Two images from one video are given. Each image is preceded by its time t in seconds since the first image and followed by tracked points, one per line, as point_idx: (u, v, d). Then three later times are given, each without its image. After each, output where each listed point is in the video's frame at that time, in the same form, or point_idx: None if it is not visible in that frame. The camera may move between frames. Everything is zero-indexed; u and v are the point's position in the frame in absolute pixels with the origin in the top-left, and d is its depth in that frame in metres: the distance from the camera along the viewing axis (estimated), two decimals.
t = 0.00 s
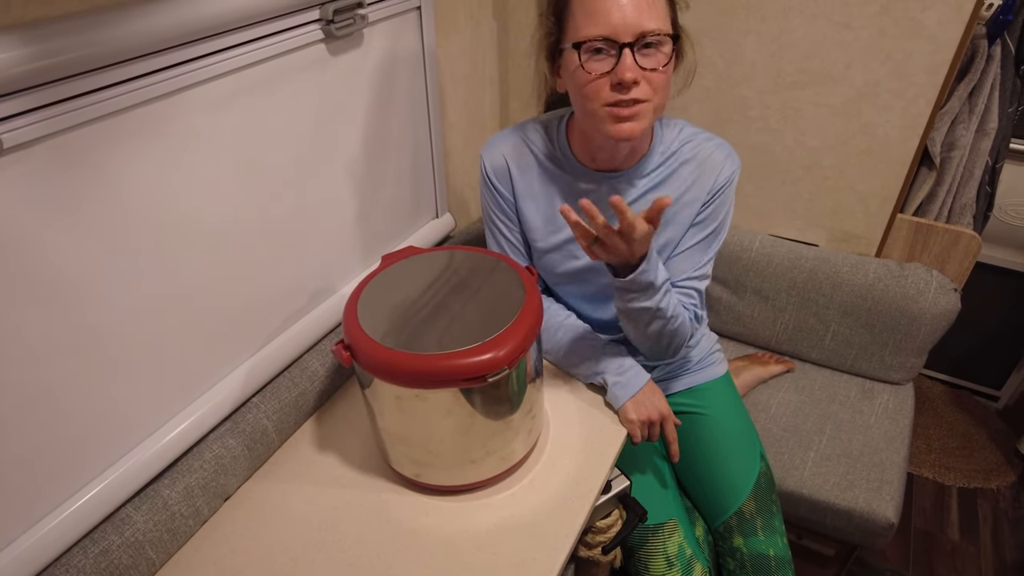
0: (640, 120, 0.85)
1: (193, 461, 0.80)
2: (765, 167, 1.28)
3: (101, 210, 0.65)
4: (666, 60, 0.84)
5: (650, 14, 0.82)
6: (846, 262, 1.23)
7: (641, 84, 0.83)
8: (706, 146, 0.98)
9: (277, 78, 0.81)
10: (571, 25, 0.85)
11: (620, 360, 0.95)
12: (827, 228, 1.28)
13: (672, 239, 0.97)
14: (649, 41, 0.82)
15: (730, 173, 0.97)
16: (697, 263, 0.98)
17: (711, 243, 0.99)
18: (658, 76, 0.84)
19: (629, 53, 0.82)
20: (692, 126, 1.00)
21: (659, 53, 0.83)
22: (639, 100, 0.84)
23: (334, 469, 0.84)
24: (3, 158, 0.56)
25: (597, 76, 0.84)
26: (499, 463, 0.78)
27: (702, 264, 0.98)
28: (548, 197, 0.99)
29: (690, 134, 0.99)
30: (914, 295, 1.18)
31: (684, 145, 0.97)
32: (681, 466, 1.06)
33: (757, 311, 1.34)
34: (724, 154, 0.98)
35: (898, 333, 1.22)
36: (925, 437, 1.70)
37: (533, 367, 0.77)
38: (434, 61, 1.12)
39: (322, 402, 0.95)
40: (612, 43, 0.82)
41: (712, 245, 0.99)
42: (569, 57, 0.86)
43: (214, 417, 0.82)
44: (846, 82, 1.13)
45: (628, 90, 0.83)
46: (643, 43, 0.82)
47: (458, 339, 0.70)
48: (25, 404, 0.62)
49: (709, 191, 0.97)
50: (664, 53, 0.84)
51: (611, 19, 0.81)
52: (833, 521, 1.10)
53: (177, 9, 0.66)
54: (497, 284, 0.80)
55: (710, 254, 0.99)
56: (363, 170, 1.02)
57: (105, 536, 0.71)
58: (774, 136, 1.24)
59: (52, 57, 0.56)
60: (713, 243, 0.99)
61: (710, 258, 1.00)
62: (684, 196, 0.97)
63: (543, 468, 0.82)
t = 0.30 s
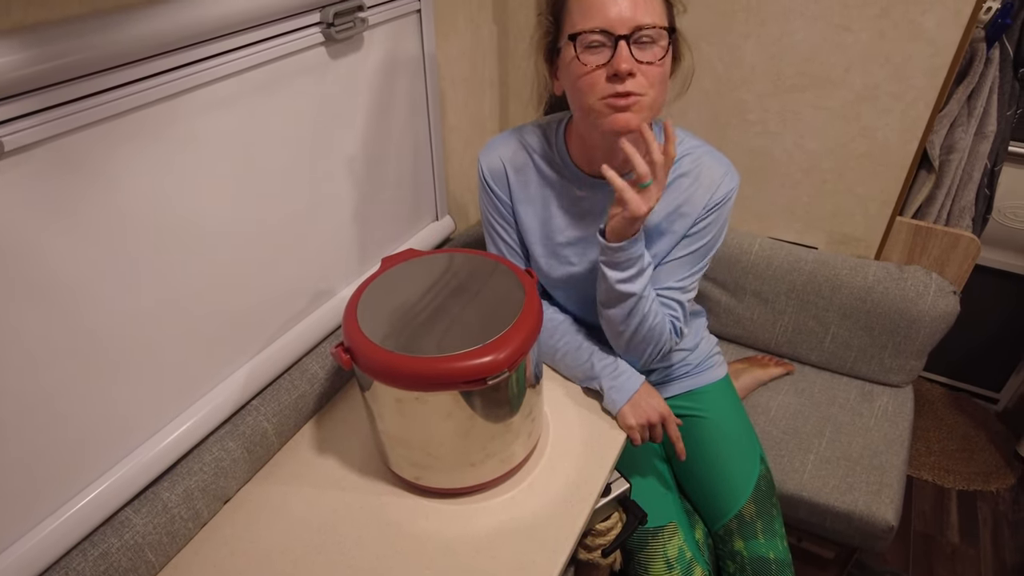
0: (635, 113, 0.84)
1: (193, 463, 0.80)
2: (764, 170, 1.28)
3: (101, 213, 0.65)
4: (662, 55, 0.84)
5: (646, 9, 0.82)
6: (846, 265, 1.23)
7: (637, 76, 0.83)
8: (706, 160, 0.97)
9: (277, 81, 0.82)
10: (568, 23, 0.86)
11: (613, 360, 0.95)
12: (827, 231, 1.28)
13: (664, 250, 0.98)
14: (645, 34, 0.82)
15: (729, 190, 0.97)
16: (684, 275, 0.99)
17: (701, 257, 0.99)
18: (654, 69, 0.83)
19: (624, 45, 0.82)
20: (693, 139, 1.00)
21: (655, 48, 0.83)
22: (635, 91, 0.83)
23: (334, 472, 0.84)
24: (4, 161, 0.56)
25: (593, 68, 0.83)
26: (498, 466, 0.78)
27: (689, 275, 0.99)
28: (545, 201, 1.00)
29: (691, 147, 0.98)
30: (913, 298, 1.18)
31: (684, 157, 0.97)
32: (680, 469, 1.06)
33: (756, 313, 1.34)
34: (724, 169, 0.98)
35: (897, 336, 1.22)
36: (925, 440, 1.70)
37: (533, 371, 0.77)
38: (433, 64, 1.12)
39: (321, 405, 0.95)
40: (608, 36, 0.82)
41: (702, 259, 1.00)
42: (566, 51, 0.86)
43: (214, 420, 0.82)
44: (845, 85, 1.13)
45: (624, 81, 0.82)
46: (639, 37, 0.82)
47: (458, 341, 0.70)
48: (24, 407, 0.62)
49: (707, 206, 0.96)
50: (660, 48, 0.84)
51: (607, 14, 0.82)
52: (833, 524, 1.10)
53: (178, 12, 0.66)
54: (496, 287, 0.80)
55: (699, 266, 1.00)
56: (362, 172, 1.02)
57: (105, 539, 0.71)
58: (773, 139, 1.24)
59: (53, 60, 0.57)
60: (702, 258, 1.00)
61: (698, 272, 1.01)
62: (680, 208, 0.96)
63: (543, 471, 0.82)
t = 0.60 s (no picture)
0: (632, 127, 0.85)
1: (193, 467, 0.80)
2: (763, 173, 1.28)
3: (102, 217, 0.65)
4: (661, 67, 0.84)
5: (646, 21, 0.82)
6: (844, 268, 1.24)
7: (635, 90, 0.83)
8: (705, 168, 0.97)
9: (278, 85, 0.82)
10: (568, 30, 0.86)
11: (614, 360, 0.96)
12: (826, 234, 1.28)
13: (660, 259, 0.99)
14: (644, 46, 0.82)
15: (727, 200, 0.96)
16: (685, 283, 1.00)
17: (702, 266, 1.00)
18: (653, 82, 0.84)
19: (623, 57, 0.82)
20: (690, 146, 1.00)
21: (654, 60, 0.84)
22: (633, 105, 0.83)
23: (334, 476, 0.84)
24: (6, 165, 0.57)
25: (590, 80, 0.84)
26: (498, 470, 0.78)
27: (690, 284, 1.00)
28: (544, 207, 1.00)
29: (689, 154, 0.98)
30: (912, 301, 1.18)
31: (682, 165, 0.96)
32: (679, 473, 1.06)
33: (755, 317, 1.35)
34: (722, 178, 0.97)
35: (896, 339, 1.22)
36: (924, 443, 1.71)
37: (533, 374, 0.77)
38: (433, 68, 1.12)
39: (321, 408, 0.95)
40: (607, 48, 0.83)
41: (704, 267, 1.00)
42: (564, 60, 0.86)
43: (214, 423, 0.82)
44: (844, 90, 1.14)
45: (622, 94, 0.83)
46: (638, 50, 0.83)
47: (458, 345, 0.70)
48: (25, 411, 0.62)
49: (704, 216, 0.96)
50: (660, 60, 0.84)
51: (606, 24, 0.82)
52: (832, 528, 1.10)
53: (179, 17, 0.66)
54: (496, 291, 0.80)
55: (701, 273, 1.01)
56: (362, 176, 1.02)
57: (105, 542, 0.71)
58: (772, 143, 1.24)
59: (55, 66, 0.57)
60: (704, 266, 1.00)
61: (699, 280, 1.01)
62: (678, 218, 0.97)
63: (542, 475, 0.82)
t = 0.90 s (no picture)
0: (627, 128, 0.85)
1: (191, 470, 0.80)
2: (762, 176, 1.28)
3: (101, 221, 0.65)
4: (656, 70, 0.85)
5: (643, 24, 0.83)
6: (842, 272, 1.24)
7: (630, 92, 0.83)
8: (700, 175, 0.96)
9: (277, 89, 0.82)
10: (564, 31, 0.86)
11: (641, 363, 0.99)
12: (824, 238, 1.29)
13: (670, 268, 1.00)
14: (640, 49, 0.82)
15: (725, 209, 0.95)
16: (724, 277, 1.01)
17: (734, 260, 1.00)
18: (647, 85, 0.84)
19: (618, 59, 0.82)
20: (683, 152, 0.99)
21: (649, 63, 0.84)
22: (627, 107, 0.84)
23: (332, 478, 0.84)
24: (5, 168, 0.57)
25: (585, 81, 0.84)
26: (497, 473, 0.78)
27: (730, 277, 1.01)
28: (539, 212, 1.00)
29: (683, 161, 0.97)
30: (909, 305, 1.19)
31: (677, 172, 0.96)
32: (678, 477, 1.06)
33: (754, 320, 1.35)
34: (718, 186, 0.96)
35: (893, 343, 1.22)
36: (923, 446, 1.71)
37: (531, 377, 0.77)
38: (432, 72, 1.13)
39: (320, 411, 0.95)
40: (603, 49, 0.83)
41: (738, 260, 1.00)
42: (560, 61, 0.86)
43: (212, 426, 0.82)
44: (842, 93, 1.14)
45: (616, 96, 0.83)
46: (633, 52, 0.83)
47: (455, 348, 0.71)
48: (22, 414, 0.62)
49: (704, 227, 0.96)
50: (655, 63, 0.84)
51: (602, 26, 0.82)
52: (830, 531, 1.10)
53: (179, 21, 0.66)
54: (494, 294, 0.80)
55: (739, 268, 1.01)
56: (361, 180, 1.02)
57: (102, 546, 0.70)
58: (770, 147, 1.25)
59: (54, 70, 0.57)
60: (734, 260, 1.00)
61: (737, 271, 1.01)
62: (678, 228, 0.97)
63: (541, 478, 0.82)
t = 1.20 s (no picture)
0: (630, 126, 0.85)
1: (185, 471, 0.80)
2: (756, 178, 1.29)
3: (96, 222, 0.65)
4: (656, 67, 0.85)
5: (641, 22, 0.83)
6: (837, 273, 1.24)
7: (631, 90, 0.84)
8: (704, 173, 0.97)
9: (272, 91, 0.82)
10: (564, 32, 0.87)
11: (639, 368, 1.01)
12: (819, 239, 1.29)
13: (675, 266, 1.01)
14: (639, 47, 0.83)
15: (730, 204, 0.96)
16: (722, 273, 1.03)
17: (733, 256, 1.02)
18: (649, 82, 0.84)
19: (619, 58, 0.83)
20: (685, 151, 1.00)
21: (649, 61, 0.84)
22: (630, 105, 0.84)
23: (327, 480, 0.84)
24: None
25: (586, 81, 0.84)
26: (492, 474, 0.78)
27: (730, 273, 1.03)
28: (542, 214, 1.00)
29: (686, 160, 0.98)
30: (904, 306, 1.19)
31: (682, 171, 0.96)
32: (674, 478, 1.06)
33: (750, 322, 1.35)
34: (722, 182, 0.97)
35: (888, 345, 1.23)
36: (919, 448, 1.71)
37: (525, 381, 0.77)
38: (428, 74, 1.13)
39: (315, 413, 0.95)
40: (603, 49, 0.83)
41: (736, 256, 1.02)
42: (560, 64, 0.87)
43: (206, 428, 0.82)
44: (835, 96, 1.15)
45: (618, 95, 0.83)
46: (633, 50, 0.83)
47: (451, 349, 0.71)
48: (15, 415, 0.62)
49: (709, 223, 0.97)
50: (655, 60, 0.85)
51: (601, 27, 0.82)
52: (826, 532, 1.10)
53: (174, 23, 0.67)
54: (489, 296, 0.81)
55: (740, 259, 1.02)
56: (357, 181, 1.02)
57: (96, 547, 0.70)
58: (764, 149, 1.25)
59: (49, 71, 0.57)
60: (732, 256, 1.02)
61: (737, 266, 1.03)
62: (683, 225, 0.97)
63: (536, 479, 0.82)
